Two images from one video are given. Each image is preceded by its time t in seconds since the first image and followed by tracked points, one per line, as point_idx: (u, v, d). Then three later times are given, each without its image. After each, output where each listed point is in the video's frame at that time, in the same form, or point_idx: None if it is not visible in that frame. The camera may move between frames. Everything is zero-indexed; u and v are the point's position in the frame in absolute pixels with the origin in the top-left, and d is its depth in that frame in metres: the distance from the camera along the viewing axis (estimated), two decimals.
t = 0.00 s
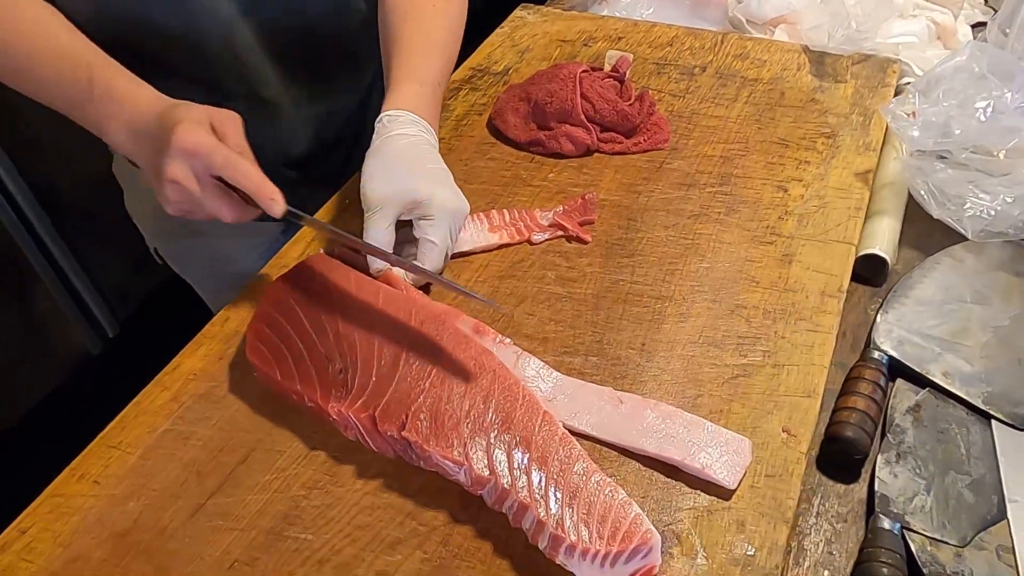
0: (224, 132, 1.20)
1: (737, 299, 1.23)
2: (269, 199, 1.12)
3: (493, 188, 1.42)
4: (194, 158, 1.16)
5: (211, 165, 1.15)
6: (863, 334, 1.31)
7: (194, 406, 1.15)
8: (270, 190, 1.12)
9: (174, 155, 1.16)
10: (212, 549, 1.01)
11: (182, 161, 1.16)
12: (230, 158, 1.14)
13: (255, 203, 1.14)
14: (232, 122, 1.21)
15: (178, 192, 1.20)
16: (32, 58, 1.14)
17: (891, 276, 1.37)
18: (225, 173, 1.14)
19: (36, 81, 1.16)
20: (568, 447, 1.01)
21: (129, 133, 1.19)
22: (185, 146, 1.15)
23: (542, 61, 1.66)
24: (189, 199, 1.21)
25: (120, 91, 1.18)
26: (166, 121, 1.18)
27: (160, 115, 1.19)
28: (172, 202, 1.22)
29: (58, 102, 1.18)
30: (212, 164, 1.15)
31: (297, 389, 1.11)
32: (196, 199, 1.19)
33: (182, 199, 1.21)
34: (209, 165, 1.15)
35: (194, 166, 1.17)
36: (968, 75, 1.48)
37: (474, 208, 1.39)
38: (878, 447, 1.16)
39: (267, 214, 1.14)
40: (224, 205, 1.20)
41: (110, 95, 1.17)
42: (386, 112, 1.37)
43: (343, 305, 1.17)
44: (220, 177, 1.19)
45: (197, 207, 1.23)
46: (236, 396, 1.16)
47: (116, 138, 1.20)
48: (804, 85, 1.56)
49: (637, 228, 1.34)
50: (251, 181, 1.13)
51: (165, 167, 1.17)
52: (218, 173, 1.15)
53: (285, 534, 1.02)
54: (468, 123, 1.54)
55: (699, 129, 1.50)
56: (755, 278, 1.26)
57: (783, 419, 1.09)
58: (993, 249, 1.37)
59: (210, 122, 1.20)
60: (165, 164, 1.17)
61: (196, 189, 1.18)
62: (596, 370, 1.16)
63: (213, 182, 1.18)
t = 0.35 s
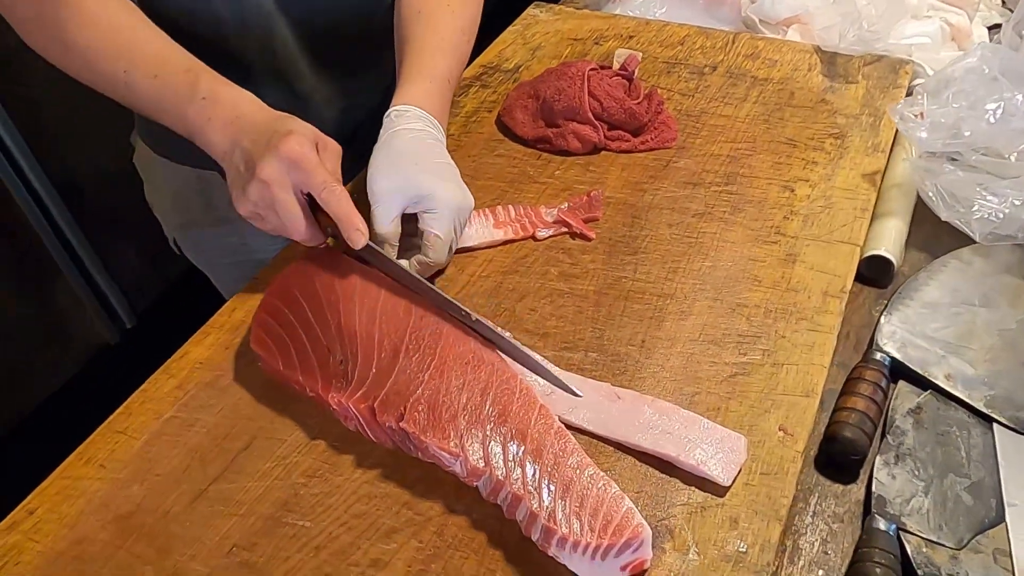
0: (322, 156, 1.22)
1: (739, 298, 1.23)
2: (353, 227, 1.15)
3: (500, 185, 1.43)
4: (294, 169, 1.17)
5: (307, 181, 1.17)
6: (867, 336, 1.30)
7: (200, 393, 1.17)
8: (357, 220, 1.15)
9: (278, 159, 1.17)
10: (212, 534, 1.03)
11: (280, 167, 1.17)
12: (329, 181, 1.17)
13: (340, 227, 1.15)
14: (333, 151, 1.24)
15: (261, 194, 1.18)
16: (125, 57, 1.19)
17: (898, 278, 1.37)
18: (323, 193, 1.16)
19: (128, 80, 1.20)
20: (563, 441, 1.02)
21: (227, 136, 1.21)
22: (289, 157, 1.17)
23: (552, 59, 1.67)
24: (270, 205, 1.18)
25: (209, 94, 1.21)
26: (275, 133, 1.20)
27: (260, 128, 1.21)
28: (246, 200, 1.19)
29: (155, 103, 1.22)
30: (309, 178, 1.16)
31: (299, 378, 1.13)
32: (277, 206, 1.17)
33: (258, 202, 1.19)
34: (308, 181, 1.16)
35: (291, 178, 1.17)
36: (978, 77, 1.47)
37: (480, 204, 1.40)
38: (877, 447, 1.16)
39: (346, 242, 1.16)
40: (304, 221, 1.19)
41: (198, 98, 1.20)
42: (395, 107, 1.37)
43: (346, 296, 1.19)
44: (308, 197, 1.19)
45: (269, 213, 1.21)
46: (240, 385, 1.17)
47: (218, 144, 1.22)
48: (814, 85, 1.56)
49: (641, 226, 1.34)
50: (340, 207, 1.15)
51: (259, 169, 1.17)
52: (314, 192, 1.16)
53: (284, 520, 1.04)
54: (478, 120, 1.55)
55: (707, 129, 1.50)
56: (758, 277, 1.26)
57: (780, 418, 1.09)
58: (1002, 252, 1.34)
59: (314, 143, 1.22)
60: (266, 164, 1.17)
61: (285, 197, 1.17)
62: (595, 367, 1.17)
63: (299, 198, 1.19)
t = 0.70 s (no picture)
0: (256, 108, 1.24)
1: (737, 293, 1.24)
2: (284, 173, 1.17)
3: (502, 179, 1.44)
4: (228, 118, 1.19)
5: (241, 128, 1.19)
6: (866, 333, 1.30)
7: (200, 380, 1.18)
8: (287, 164, 1.17)
9: (213, 107, 1.20)
10: (209, 518, 1.05)
11: (216, 116, 1.19)
12: (262, 128, 1.19)
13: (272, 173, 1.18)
14: (268, 103, 1.26)
15: (199, 141, 1.21)
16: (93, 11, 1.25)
17: (899, 275, 1.36)
18: (256, 139, 1.18)
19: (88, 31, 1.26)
20: (554, 431, 1.03)
21: (172, 86, 1.25)
22: (224, 105, 1.19)
23: (558, 55, 1.67)
24: (207, 151, 1.22)
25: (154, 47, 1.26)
26: (211, 85, 1.23)
27: (200, 81, 1.25)
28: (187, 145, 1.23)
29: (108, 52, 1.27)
30: (242, 125, 1.19)
31: (297, 366, 1.15)
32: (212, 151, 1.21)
33: (198, 147, 1.22)
34: (241, 128, 1.19)
35: (226, 126, 1.20)
36: (983, 73, 1.46)
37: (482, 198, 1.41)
38: (873, 444, 1.15)
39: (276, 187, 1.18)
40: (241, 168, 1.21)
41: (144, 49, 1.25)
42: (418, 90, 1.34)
43: (345, 286, 1.20)
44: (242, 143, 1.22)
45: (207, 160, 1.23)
46: (240, 373, 1.19)
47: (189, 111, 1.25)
48: (819, 83, 1.55)
49: (641, 221, 1.35)
50: (271, 152, 1.17)
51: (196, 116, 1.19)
52: (248, 139, 1.19)
53: (279, 506, 1.05)
54: (483, 114, 1.56)
55: (710, 125, 1.50)
56: (756, 273, 1.26)
57: (774, 413, 1.10)
58: (1005, 250, 1.33)
59: (249, 95, 1.24)
60: (202, 111, 1.20)
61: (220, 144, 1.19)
62: (591, 360, 1.17)
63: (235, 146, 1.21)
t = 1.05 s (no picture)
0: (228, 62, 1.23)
1: (728, 287, 1.24)
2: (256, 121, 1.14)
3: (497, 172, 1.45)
4: (196, 76, 1.19)
5: (210, 84, 1.18)
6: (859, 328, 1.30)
7: (194, 369, 1.19)
8: (261, 116, 1.14)
9: (180, 68, 1.19)
10: (199, 505, 1.06)
11: (183, 75, 1.19)
12: (230, 81, 1.17)
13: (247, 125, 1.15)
14: (240, 53, 1.24)
15: (176, 105, 1.22)
16: None
17: (894, 269, 1.35)
18: (224, 93, 1.16)
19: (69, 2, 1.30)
20: (542, 421, 1.04)
21: (145, 52, 1.27)
22: (189, 63, 1.18)
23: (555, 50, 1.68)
24: (186, 114, 1.23)
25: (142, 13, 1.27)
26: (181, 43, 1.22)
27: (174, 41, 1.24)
28: (169, 113, 1.25)
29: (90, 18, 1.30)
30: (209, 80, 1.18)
31: (288, 355, 1.16)
32: (191, 113, 1.21)
33: (178, 112, 1.24)
34: (208, 83, 1.18)
35: (196, 84, 1.19)
36: (980, 70, 1.46)
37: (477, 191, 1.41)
38: (862, 437, 1.15)
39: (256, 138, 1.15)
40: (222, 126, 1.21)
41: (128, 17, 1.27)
42: (488, 135, 1.32)
43: (338, 277, 1.21)
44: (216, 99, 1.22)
45: (190, 122, 1.24)
46: (233, 362, 1.20)
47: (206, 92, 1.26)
48: (817, 77, 1.54)
49: (635, 214, 1.35)
50: (241, 104, 1.15)
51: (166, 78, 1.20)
52: (218, 94, 1.17)
53: (268, 494, 1.06)
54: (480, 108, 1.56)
55: (707, 120, 1.50)
56: (748, 267, 1.26)
57: (762, 405, 1.10)
58: (999, 246, 1.32)
59: (219, 49, 1.23)
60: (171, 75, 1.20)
61: (194, 104, 1.20)
62: (581, 353, 1.18)
63: (210, 103, 1.21)
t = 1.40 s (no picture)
0: (348, 121, 1.21)
1: (725, 286, 1.24)
2: (371, 201, 1.12)
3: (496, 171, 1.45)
4: (318, 137, 1.17)
5: (328, 148, 1.16)
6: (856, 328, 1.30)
7: (192, 364, 1.20)
8: (376, 194, 1.12)
9: (300, 126, 1.17)
10: (195, 499, 1.07)
11: (301, 133, 1.17)
12: (351, 150, 1.15)
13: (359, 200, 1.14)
14: (361, 113, 1.22)
15: (286, 161, 1.20)
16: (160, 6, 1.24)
17: (892, 270, 1.34)
18: (343, 162, 1.15)
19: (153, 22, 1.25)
20: (535, 418, 1.04)
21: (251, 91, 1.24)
22: (310, 123, 1.16)
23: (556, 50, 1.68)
24: (295, 171, 1.20)
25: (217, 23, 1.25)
26: (300, 95, 1.20)
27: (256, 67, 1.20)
28: (275, 166, 1.22)
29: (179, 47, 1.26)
30: (329, 145, 1.16)
31: (285, 351, 1.16)
32: (300, 171, 1.19)
33: (286, 168, 1.21)
34: (328, 148, 1.16)
35: (312, 145, 1.18)
36: (980, 71, 1.46)
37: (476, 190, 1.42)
38: (857, 437, 1.15)
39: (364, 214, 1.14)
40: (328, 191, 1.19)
41: (224, 49, 1.24)
42: (495, 134, 1.32)
43: (335, 274, 1.22)
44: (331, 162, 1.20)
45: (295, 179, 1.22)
46: (231, 358, 1.20)
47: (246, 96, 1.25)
48: (817, 78, 1.54)
49: (633, 213, 1.35)
50: (358, 178, 1.14)
51: (282, 134, 1.18)
52: (335, 161, 1.16)
53: (263, 489, 1.06)
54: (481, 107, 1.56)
55: (707, 120, 1.50)
56: (745, 266, 1.26)
57: (757, 404, 1.10)
58: (999, 247, 1.32)
59: (341, 107, 1.21)
60: (289, 130, 1.18)
61: (306, 164, 1.18)
62: (576, 351, 1.18)
63: (322, 165, 1.19)
